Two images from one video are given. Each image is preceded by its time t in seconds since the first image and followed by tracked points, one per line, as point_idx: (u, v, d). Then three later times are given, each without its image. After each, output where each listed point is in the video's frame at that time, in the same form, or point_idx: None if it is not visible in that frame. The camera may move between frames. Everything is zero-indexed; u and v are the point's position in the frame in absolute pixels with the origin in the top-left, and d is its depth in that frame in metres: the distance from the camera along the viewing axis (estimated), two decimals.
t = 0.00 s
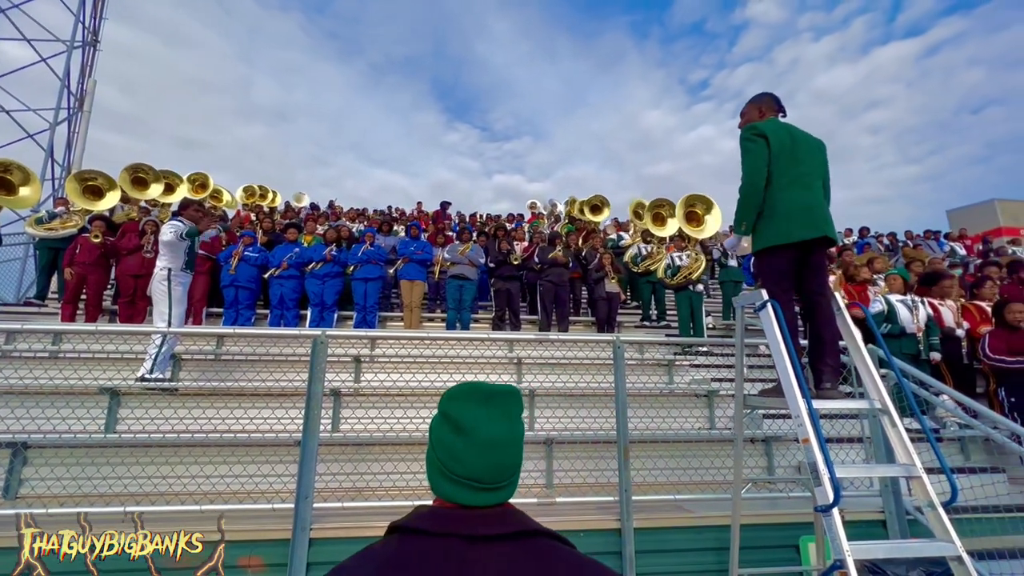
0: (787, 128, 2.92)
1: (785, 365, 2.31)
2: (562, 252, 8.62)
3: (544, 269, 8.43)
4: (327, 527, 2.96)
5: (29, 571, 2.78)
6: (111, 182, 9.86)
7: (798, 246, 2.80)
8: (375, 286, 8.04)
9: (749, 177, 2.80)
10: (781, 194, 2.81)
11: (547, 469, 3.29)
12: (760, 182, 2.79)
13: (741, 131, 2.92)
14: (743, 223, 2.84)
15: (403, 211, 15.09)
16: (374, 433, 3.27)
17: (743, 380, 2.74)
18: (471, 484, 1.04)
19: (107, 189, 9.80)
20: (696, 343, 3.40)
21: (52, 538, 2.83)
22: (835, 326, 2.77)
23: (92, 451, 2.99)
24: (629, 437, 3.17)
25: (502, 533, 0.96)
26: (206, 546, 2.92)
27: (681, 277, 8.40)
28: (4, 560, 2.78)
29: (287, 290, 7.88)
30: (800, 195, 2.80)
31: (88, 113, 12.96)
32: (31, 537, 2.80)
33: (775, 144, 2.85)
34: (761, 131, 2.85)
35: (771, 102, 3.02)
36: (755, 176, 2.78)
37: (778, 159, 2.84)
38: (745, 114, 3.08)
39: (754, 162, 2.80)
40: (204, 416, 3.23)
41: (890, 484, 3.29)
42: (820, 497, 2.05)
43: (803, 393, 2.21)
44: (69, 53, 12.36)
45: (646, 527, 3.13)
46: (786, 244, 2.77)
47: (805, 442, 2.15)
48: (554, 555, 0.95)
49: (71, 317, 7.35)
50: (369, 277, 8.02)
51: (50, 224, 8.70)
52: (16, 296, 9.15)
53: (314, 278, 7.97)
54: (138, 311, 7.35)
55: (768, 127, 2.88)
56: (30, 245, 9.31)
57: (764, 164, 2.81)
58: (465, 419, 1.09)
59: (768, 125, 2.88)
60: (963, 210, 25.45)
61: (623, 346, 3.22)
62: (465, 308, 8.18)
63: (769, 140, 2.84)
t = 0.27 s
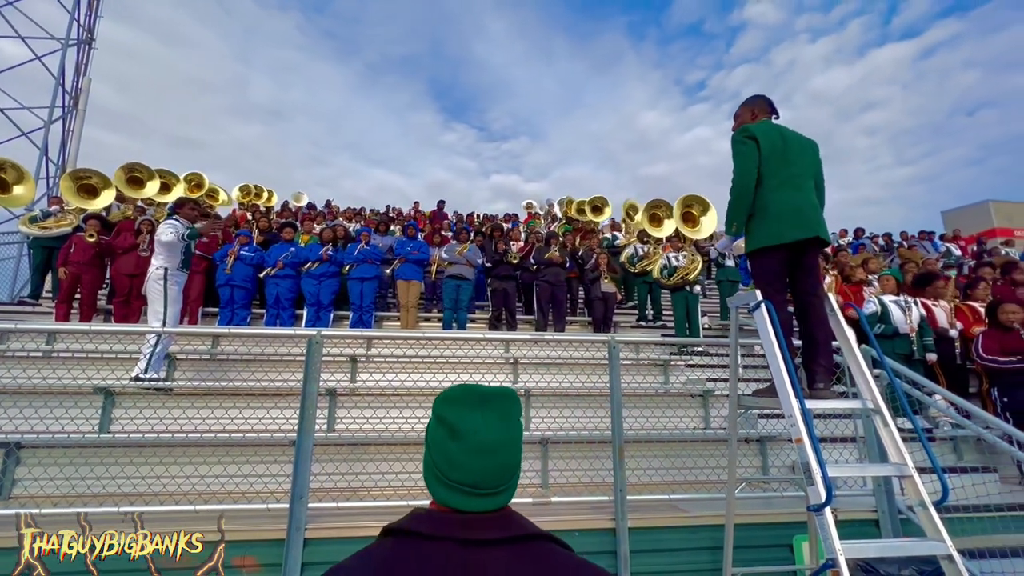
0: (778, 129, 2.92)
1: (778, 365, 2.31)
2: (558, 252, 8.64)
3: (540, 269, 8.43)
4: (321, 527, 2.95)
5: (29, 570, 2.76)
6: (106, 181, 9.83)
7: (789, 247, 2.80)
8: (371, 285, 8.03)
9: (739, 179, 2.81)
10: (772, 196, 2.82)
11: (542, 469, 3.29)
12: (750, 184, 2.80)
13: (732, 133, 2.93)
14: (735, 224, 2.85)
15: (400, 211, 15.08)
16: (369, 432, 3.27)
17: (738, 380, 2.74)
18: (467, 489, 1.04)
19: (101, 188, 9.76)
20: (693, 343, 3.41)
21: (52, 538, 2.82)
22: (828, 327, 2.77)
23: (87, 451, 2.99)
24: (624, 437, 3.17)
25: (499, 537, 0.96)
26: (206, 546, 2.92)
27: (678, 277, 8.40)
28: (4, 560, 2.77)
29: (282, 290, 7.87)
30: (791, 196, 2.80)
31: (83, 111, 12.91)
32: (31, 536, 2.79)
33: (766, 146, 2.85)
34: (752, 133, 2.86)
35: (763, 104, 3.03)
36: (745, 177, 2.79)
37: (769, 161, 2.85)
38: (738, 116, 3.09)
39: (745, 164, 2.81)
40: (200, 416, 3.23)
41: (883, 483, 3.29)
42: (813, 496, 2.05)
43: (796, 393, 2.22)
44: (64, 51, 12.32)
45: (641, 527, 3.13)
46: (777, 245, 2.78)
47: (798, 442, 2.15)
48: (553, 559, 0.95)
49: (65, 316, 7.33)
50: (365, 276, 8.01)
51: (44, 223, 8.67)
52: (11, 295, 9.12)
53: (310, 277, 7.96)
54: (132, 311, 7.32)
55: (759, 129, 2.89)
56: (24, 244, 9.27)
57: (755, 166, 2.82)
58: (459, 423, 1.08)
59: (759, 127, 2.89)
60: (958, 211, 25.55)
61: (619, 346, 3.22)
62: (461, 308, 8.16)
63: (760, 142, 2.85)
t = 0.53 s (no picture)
0: (769, 134, 2.94)
1: (770, 365, 2.33)
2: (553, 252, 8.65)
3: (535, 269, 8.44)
4: (314, 528, 2.95)
5: (29, 570, 2.74)
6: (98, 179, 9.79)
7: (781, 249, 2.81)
8: (365, 285, 8.03)
9: (731, 183, 2.82)
10: (764, 199, 2.83)
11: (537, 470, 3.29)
12: (742, 187, 2.81)
13: (723, 137, 2.94)
14: (727, 227, 2.86)
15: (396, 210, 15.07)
16: (363, 433, 3.26)
17: (731, 381, 2.75)
18: (464, 503, 1.04)
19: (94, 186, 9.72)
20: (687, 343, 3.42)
21: (52, 538, 2.81)
22: (819, 327, 2.78)
23: (88, 452, 2.98)
24: (618, 437, 3.18)
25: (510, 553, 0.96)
26: (206, 545, 2.92)
27: (675, 277, 8.38)
28: (4, 561, 2.75)
29: (277, 289, 7.83)
30: (782, 199, 2.81)
31: (75, 109, 12.86)
32: (32, 537, 2.77)
33: (757, 150, 2.87)
34: (743, 137, 2.88)
35: (754, 107, 3.04)
36: (737, 181, 2.81)
37: (760, 164, 2.86)
38: (729, 119, 3.10)
39: (736, 168, 2.82)
40: (202, 415, 3.23)
41: (873, 483, 3.31)
42: (804, 496, 2.07)
43: (788, 393, 2.23)
44: (56, 48, 12.26)
45: (634, 527, 3.14)
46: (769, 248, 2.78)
47: (790, 442, 2.17)
48: None
49: (57, 315, 7.28)
50: (360, 276, 8.01)
51: (35, 221, 8.62)
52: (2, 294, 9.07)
53: (305, 277, 7.92)
54: (125, 310, 7.27)
55: (750, 132, 2.90)
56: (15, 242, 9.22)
57: (746, 169, 2.83)
58: (453, 437, 1.08)
59: (750, 130, 2.91)
60: (950, 212, 25.70)
61: (613, 346, 3.23)
62: (457, 308, 8.14)
63: (751, 145, 2.87)
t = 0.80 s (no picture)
0: (756, 135, 2.96)
1: (759, 365, 2.34)
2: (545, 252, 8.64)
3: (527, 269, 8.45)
4: (305, 529, 2.92)
5: (29, 570, 2.70)
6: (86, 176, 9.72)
7: (768, 251, 2.83)
8: (358, 285, 8.02)
9: (719, 185, 2.84)
10: (751, 201, 2.85)
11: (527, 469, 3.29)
12: (730, 189, 2.83)
13: (712, 139, 2.96)
14: (715, 229, 2.87)
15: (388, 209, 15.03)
16: (354, 433, 3.26)
17: (721, 381, 2.77)
18: (475, 517, 1.04)
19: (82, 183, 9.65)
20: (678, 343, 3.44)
21: (52, 538, 2.76)
22: (805, 328, 2.81)
23: (76, 452, 2.96)
24: (609, 437, 3.18)
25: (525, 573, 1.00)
26: (206, 545, 2.88)
27: (669, 277, 8.39)
28: (4, 562, 2.72)
29: (268, 288, 7.80)
30: (769, 201, 2.83)
31: (62, 104, 12.74)
32: (32, 537, 2.73)
33: (745, 152, 2.89)
34: (731, 139, 2.90)
35: (740, 107, 3.06)
36: (725, 183, 2.83)
37: (748, 166, 2.88)
38: (715, 120, 3.12)
39: (724, 170, 2.84)
40: (193, 415, 3.20)
41: (860, 481, 3.35)
42: (792, 494, 2.08)
43: (776, 392, 2.24)
44: (43, 43, 12.15)
45: (625, 526, 3.14)
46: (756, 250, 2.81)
47: (778, 441, 2.18)
48: None
49: (42, 313, 7.23)
50: (352, 275, 8.00)
51: (22, 218, 8.54)
52: None
53: (295, 276, 7.91)
54: (113, 308, 7.23)
55: (738, 134, 2.93)
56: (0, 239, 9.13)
57: (735, 171, 2.85)
58: (468, 449, 1.06)
59: (738, 132, 2.93)
60: (938, 214, 25.94)
61: (605, 346, 3.24)
62: (450, 308, 8.17)
63: (739, 147, 2.89)
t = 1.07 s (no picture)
0: (736, 136, 2.97)
1: (746, 364, 2.36)
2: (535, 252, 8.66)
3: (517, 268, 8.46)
4: (290, 528, 2.90)
5: (29, 570, 2.66)
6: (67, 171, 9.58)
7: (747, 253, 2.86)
8: (347, 282, 7.96)
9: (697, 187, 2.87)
10: (730, 203, 2.88)
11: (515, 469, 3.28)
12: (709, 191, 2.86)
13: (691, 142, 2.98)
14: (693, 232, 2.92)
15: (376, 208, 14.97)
16: (341, 432, 3.25)
17: (708, 380, 2.78)
18: (483, 520, 1.04)
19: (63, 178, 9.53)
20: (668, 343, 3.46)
21: (52, 538, 2.72)
22: (788, 329, 2.84)
23: (63, 451, 2.93)
24: (597, 435, 3.20)
25: None
26: (206, 545, 2.84)
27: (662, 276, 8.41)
28: (4, 563, 2.68)
29: (254, 286, 7.78)
30: (747, 203, 2.85)
31: (44, 98, 12.57)
32: (32, 537, 2.69)
33: (724, 154, 2.91)
34: (710, 141, 2.92)
35: (720, 108, 3.08)
36: (703, 186, 2.85)
37: (727, 168, 2.90)
38: (697, 121, 3.14)
39: (702, 172, 2.86)
40: (179, 414, 3.19)
41: (844, 478, 3.39)
42: (777, 492, 2.10)
43: (762, 391, 2.26)
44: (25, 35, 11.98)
45: (614, 524, 3.14)
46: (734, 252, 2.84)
47: (764, 439, 2.20)
48: None
49: (22, 310, 7.13)
50: (341, 273, 7.93)
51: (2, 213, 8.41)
52: None
53: (283, 274, 7.86)
54: (94, 306, 7.18)
55: (717, 136, 2.94)
56: None
57: (714, 172, 2.87)
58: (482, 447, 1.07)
59: (717, 134, 2.94)
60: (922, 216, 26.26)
61: (594, 345, 3.25)
62: (440, 307, 8.13)
63: (718, 149, 2.91)
